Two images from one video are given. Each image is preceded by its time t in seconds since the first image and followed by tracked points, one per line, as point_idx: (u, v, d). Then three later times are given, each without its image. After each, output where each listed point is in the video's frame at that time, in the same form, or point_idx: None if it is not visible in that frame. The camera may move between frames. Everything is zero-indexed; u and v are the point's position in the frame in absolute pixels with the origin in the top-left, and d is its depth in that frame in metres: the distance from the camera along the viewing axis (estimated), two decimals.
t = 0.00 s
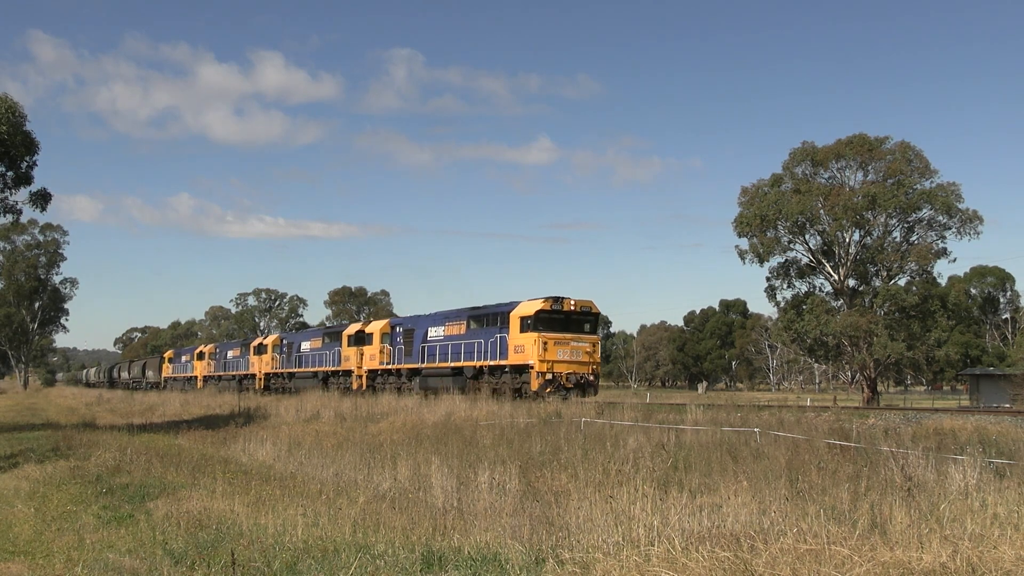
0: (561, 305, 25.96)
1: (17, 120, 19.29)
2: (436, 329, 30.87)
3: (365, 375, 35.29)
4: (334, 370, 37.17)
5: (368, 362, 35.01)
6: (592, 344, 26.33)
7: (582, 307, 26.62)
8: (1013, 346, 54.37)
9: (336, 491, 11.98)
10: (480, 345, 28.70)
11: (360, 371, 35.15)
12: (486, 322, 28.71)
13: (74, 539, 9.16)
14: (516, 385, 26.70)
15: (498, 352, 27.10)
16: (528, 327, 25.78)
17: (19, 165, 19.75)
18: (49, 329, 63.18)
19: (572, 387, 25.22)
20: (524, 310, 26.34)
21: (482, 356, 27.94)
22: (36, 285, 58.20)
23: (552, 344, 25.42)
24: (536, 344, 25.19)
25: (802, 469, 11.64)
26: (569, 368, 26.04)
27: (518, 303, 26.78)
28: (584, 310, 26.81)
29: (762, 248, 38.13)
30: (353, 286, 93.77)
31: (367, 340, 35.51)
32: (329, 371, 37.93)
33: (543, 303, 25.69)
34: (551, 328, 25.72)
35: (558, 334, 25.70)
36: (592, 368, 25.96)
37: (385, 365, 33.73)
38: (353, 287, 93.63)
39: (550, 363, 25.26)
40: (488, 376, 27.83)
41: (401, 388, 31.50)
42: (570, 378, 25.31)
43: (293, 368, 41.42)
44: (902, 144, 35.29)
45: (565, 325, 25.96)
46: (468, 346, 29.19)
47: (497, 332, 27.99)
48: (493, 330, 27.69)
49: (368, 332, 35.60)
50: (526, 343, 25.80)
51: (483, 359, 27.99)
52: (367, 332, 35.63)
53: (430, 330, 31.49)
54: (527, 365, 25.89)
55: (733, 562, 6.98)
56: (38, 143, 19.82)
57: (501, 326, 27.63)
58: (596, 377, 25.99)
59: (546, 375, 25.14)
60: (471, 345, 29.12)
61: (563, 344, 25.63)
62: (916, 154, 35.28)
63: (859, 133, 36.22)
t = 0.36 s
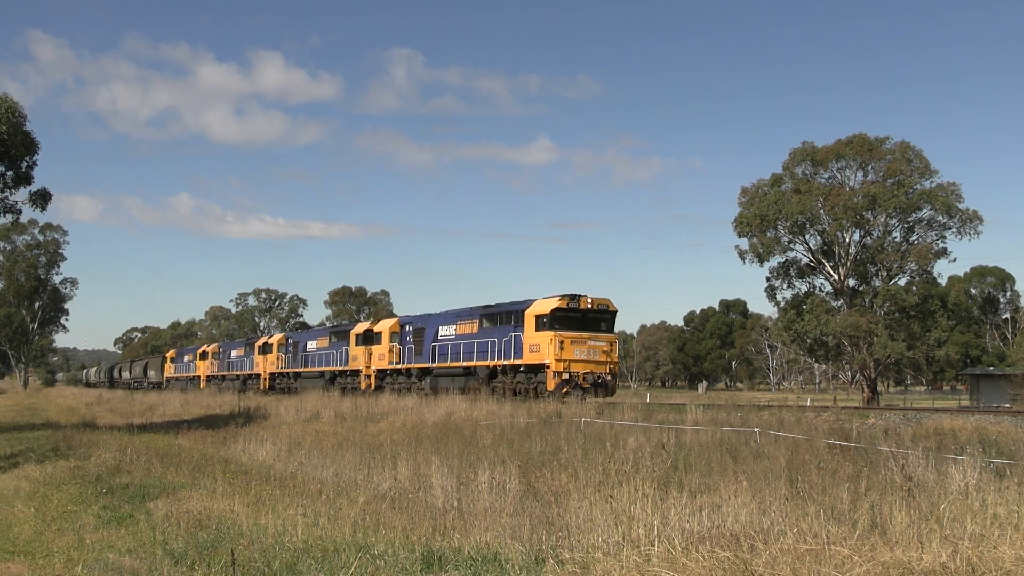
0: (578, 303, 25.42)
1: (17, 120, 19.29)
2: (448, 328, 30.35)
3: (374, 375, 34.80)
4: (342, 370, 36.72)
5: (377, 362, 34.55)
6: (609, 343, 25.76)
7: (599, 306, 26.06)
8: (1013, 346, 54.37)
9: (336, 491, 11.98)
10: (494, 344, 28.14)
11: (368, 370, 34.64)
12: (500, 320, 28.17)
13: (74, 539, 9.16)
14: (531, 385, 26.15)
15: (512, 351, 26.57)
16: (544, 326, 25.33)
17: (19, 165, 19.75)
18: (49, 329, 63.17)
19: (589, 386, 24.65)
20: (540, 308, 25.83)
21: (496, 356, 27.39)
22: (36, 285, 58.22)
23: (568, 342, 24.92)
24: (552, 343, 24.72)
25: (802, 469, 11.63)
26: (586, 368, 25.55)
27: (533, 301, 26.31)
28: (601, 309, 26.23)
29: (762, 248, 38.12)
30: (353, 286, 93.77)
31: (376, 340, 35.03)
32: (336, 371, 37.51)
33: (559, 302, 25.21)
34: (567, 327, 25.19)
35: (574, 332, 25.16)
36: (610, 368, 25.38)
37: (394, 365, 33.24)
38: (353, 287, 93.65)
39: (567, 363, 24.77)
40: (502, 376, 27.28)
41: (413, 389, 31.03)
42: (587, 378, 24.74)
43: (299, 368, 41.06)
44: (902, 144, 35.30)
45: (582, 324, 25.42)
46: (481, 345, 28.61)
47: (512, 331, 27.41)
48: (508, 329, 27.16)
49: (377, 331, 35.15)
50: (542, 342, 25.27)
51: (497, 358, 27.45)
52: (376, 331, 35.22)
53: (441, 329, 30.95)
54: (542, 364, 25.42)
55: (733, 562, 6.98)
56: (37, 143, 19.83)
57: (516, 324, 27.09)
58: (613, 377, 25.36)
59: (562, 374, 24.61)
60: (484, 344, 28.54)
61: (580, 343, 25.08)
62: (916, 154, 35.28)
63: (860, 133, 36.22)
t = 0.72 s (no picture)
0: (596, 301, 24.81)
1: (17, 120, 19.30)
2: (460, 326, 29.87)
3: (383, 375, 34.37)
4: (349, 370, 36.36)
5: (386, 362, 34.14)
6: (627, 342, 25.17)
7: (617, 304, 25.45)
8: (1013, 346, 54.37)
9: (336, 491, 11.98)
10: (508, 343, 27.61)
11: (378, 370, 34.23)
12: (514, 319, 27.60)
13: (74, 539, 9.15)
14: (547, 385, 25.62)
15: (527, 350, 26.02)
16: (560, 325, 24.82)
17: (19, 165, 19.75)
18: (49, 329, 63.12)
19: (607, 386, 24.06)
20: (557, 307, 25.23)
21: (511, 355, 26.85)
22: (36, 285, 58.22)
23: (585, 341, 24.37)
24: (569, 342, 24.18)
25: (802, 469, 11.63)
26: (604, 368, 25.00)
27: (548, 300, 25.80)
28: (619, 308, 25.61)
29: (762, 248, 38.11)
30: (353, 286, 93.79)
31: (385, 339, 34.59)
32: (343, 371, 37.14)
33: (576, 300, 24.73)
34: (585, 326, 24.59)
35: (592, 331, 24.56)
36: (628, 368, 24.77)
37: (404, 364, 32.79)
38: (353, 287, 93.65)
39: (584, 363, 24.19)
40: (517, 376, 26.76)
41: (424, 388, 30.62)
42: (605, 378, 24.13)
43: (306, 368, 40.73)
44: (902, 144, 35.30)
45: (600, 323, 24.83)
46: (495, 344, 28.09)
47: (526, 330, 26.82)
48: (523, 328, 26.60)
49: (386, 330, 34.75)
50: (558, 341, 24.69)
51: (511, 358, 26.93)
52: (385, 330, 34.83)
53: (453, 328, 30.47)
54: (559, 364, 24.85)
55: (733, 562, 6.98)
56: (38, 143, 19.83)
57: (531, 323, 26.57)
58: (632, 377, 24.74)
59: (580, 374, 24.03)
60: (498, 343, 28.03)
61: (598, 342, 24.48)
62: (916, 154, 35.28)
63: (859, 133, 36.22)
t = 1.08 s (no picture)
0: (615, 299, 24.20)
1: (17, 120, 19.29)
2: (472, 325, 29.28)
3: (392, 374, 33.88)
4: (357, 370, 35.96)
5: (396, 361, 33.69)
6: (647, 341, 24.58)
7: (636, 301, 24.85)
8: (1013, 345, 54.38)
9: (336, 491, 11.99)
10: (523, 343, 26.98)
11: (387, 369, 33.76)
12: (529, 317, 26.96)
13: (74, 539, 9.15)
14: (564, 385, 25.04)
15: (543, 349, 25.42)
16: (578, 323, 24.22)
17: (19, 165, 19.75)
18: (49, 329, 63.08)
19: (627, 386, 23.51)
20: (575, 305, 24.63)
21: (525, 355, 26.21)
22: (36, 285, 58.22)
23: (604, 340, 23.79)
24: (587, 341, 23.60)
25: (802, 469, 11.63)
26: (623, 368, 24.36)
27: (565, 298, 25.18)
28: (638, 305, 25.00)
29: (762, 248, 38.10)
30: (353, 286, 93.81)
31: (394, 338, 34.07)
32: (351, 370, 36.74)
33: (595, 298, 24.10)
34: (604, 324, 24.00)
35: (612, 330, 23.99)
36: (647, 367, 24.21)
37: (414, 364, 32.30)
38: (353, 287, 93.67)
39: (603, 362, 23.62)
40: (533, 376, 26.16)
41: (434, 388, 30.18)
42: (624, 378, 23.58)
43: (312, 368, 40.40)
44: (902, 144, 35.31)
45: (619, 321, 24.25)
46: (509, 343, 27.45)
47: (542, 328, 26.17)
48: (539, 326, 25.98)
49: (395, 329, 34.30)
50: (576, 339, 24.10)
51: (526, 358, 26.28)
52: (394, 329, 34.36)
53: (465, 327, 29.91)
54: (576, 364, 24.27)
55: (733, 562, 6.98)
56: (38, 143, 19.83)
57: (546, 322, 25.88)
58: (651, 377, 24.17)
59: (599, 374, 23.48)
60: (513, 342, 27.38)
61: (617, 341, 23.91)
62: (916, 154, 35.29)
63: (859, 133, 36.22)
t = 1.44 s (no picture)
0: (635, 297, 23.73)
1: (17, 120, 19.30)
2: (486, 324, 28.91)
3: (402, 374, 33.55)
4: (366, 369, 35.70)
5: (406, 361, 33.39)
6: (667, 340, 24.14)
7: (656, 300, 24.39)
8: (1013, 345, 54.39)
9: (336, 491, 11.99)
10: (539, 342, 26.54)
11: (398, 369, 33.45)
12: (545, 316, 26.52)
13: (74, 539, 9.16)
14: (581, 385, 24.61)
15: (560, 349, 25.01)
16: (597, 322, 23.77)
17: (20, 165, 19.75)
18: (49, 329, 63.06)
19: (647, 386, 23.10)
20: (593, 302, 24.19)
21: (542, 354, 25.83)
22: (36, 285, 58.25)
23: (623, 339, 23.35)
24: (606, 340, 23.15)
25: (802, 469, 11.64)
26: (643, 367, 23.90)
27: (582, 296, 24.77)
28: (658, 303, 24.53)
29: (762, 248, 38.10)
30: (353, 286, 93.83)
31: (404, 337, 33.71)
32: (360, 370, 36.47)
33: (614, 296, 23.63)
34: (623, 322, 23.55)
35: (632, 328, 23.54)
36: (668, 367, 23.79)
37: (425, 363, 31.95)
38: (353, 287, 93.69)
39: (623, 361, 23.19)
40: (550, 376, 25.70)
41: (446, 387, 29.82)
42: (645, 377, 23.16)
43: (318, 368, 40.17)
44: (902, 144, 35.31)
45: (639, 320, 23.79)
46: (525, 343, 27.04)
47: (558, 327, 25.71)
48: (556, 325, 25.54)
49: (405, 328, 34.01)
50: (595, 338, 23.67)
51: (542, 357, 25.91)
52: (404, 329, 34.04)
53: (478, 325, 29.56)
54: (595, 363, 23.81)
55: (733, 562, 6.98)
56: (38, 143, 19.82)
57: (563, 320, 25.55)
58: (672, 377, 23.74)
59: (618, 373, 23.06)
60: (529, 341, 26.95)
61: (637, 340, 23.48)
62: (916, 154, 35.29)
63: (859, 133, 36.21)
